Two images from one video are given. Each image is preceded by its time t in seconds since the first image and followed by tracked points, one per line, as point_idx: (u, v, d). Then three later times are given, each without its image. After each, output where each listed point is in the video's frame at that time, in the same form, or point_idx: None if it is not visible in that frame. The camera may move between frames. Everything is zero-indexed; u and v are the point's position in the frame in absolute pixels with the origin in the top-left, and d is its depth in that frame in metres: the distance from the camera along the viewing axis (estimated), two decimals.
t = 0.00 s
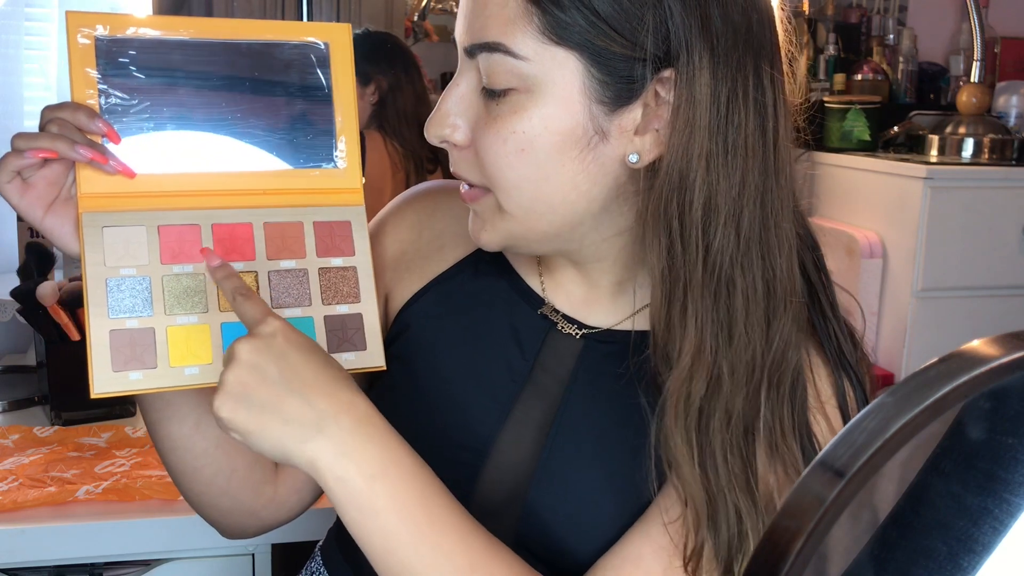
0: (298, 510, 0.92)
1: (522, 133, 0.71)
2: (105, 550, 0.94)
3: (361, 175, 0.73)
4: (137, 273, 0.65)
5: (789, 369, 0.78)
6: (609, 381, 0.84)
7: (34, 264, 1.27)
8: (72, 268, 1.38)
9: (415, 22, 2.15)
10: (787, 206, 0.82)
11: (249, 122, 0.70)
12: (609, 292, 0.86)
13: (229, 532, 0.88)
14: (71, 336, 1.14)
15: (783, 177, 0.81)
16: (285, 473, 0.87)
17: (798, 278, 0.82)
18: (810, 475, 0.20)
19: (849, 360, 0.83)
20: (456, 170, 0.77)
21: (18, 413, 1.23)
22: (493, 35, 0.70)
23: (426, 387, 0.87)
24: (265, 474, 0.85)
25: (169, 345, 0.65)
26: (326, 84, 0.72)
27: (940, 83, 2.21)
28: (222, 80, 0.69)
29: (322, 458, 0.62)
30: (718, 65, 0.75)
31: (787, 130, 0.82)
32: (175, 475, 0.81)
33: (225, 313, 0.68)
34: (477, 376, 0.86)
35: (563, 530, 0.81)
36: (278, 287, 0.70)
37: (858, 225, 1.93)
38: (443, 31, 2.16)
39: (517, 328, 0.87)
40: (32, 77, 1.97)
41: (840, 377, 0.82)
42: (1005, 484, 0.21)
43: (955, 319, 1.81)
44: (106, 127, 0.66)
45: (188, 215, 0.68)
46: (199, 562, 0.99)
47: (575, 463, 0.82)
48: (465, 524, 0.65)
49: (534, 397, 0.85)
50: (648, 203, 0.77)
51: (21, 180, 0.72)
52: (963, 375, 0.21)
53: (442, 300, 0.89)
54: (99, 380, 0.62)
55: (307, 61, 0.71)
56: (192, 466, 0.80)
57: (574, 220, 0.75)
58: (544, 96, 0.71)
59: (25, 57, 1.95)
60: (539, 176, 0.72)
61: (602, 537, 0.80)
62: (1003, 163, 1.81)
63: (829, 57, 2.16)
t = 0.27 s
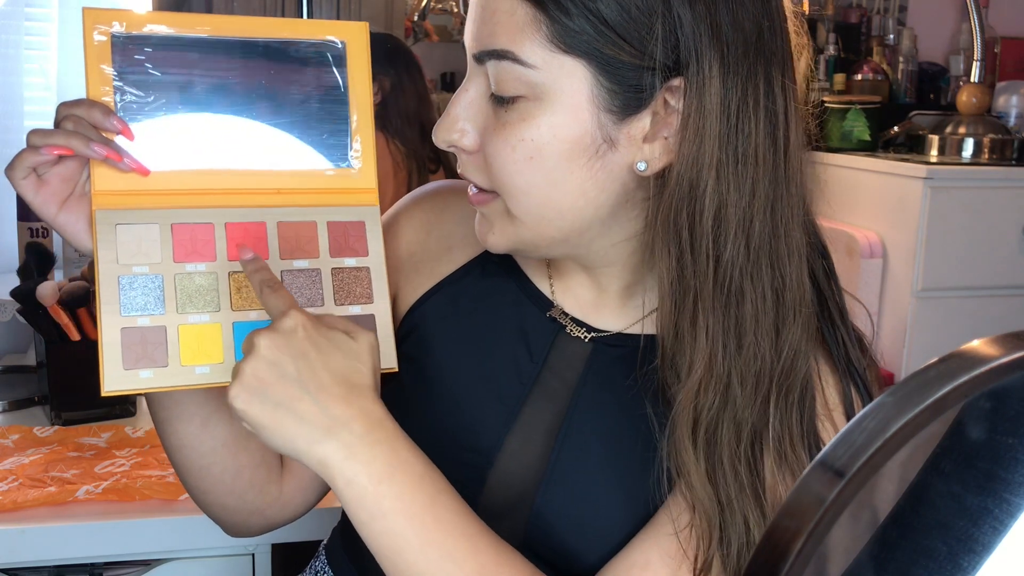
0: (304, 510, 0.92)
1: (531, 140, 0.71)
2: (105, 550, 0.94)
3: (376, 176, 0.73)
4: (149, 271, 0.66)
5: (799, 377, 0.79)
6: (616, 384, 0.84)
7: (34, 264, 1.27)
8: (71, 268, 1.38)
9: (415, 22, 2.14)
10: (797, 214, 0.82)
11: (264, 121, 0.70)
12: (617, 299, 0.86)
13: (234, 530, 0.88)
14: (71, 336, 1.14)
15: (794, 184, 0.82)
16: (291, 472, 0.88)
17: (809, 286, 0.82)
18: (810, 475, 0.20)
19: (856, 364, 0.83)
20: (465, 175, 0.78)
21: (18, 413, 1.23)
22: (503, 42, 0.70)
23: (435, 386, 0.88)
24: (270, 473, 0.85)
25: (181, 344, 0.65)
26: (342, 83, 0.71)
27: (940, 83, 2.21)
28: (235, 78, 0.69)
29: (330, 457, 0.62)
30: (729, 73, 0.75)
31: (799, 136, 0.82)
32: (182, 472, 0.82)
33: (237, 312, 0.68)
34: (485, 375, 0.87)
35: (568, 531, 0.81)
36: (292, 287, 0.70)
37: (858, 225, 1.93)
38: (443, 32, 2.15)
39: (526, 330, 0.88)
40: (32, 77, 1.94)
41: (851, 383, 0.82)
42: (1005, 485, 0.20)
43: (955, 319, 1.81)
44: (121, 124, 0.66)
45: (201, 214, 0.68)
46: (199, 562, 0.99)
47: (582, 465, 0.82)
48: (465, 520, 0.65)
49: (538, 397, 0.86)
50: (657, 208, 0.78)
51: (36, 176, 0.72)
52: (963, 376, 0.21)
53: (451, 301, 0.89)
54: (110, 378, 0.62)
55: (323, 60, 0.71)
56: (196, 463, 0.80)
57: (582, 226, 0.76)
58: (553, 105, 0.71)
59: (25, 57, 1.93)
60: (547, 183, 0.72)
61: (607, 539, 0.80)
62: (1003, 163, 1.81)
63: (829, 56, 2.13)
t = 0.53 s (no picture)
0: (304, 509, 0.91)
1: (537, 142, 0.71)
2: (105, 551, 0.94)
3: (382, 174, 0.73)
4: (153, 267, 0.66)
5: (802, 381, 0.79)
6: (622, 387, 0.84)
7: (34, 264, 1.27)
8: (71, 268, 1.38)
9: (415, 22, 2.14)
10: (804, 217, 0.82)
11: (272, 118, 0.70)
12: (623, 300, 0.86)
13: (234, 528, 0.87)
14: (71, 335, 1.14)
15: (801, 187, 0.82)
16: (293, 470, 0.87)
17: (813, 291, 0.83)
18: (810, 475, 0.20)
19: (859, 369, 0.83)
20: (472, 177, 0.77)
21: (18, 413, 1.23)
22: (510, 42, 0.69)
23: (438, 383, 0.89)
24: (272, 472, 0.85)
25: (185, 340, 0.65)
26: (350, 81, 0.71)
27: (940, 83, 2.21)
28: (242, 76, 0.68)
29: (348, 439, 0.62)
30: (736, 75, 0.75)
31: (806, 140, 0.82)
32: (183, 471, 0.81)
33: (242, 310, 0.68)
34: (488, 373, 0.87)
35: (574, 534, 0.81)
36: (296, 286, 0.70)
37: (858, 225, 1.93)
38: (443, 32, 2.15)
39: (530, 330, 0.88)
40: (32, 77, 1.94)
41: (853, 389, 0.82)
42: (1005, 484, 0.21)
43: (955, 319, 1.81)
44: (127, 120, 0.66)
45: (206, 211, 0.68)
46: (199, 562, 0.99)
47: (587, 467, 0.82)
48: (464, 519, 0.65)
49: (539, 396, 0.86)
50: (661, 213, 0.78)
51: (41, 171, 0.72)
52: (963, 376, 0.21)
53: (456, 300, 0.89)
54: (113, 373, 0.62)
55: (331, 57, 0.70)
56: (197, 462, 0.80)
57: (588, 229, 0.76)
58: (558, 105, 0.70)
59: (25, 57, 1.93)
60: (553, 185, 0.72)
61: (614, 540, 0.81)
62: (1003, 163, 1.82)
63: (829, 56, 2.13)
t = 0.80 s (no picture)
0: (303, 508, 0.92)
1: (551, 134, 0.71)
2: (105, 550, 0.94)
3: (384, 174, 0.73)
4: (155, 266, 0.66)
5: (809, 386, 0.80)
6: (629, 387, 0.84)
7: (34, 264, 1.27)
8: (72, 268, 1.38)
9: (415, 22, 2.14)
10: (815, 222, 0.82)
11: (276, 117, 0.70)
12: (631, 301, 0.86)
13: (234, 526, 0.87)
14: (71, 335, 1.14)
15: (814, 192, 0.82)
16: (293, 470, 0.88)
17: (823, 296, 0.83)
18: (810, 475, 0.20)
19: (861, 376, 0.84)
20: (482, 169, 0.77)
21: (19, 413, 1.23)
22: (528, 34, 0.69)
23: (440, 383, 0.88)
24: (272, 470, 0.85)
25: (186, 340, 0.65)
26: (353, 80, 0.71)
27: (939, 83, 2.21)
28: (246, 75, 0.68)
29: (344, 439, 0.63)
30: (754, 74, 0.74)
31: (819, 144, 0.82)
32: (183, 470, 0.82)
33: (243, 309, 0.68)
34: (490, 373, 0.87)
35: (575, 533, 0.81)
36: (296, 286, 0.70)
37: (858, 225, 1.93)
38: (443, 32, 2.14)
39: (532, 331, 0.88)
40: (32, 77, 1.94)
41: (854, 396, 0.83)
42: (1005, 485, 0.20)
43: (954, 319, 1.81)
44: (130, 118, 0.66)
45: (208, 209, 0.68)
46: (199, 562, 0.99)
47: (591, 466, 0.82)
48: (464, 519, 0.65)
49: (539, 396, 0.86)
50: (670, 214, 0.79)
51: (43, 169, 0.72)
52: (963, 377, 0.21)
53: (459, 300, 0.89)
54: (115, 372, 0.63)
55: (333, 56, 0.70)
56: (197, 461, 0.80)
57: (597, 227, 0.76)
58: (575, 99, 0.70)
59: (25, 57, 1.93)
60: (565, 178, 0.72)
61: (615, 541, 0.81)
62: (1003, 163, 1.82)
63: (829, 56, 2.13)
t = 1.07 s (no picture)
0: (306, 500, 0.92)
1: (567, 149, 0.70)
2: (105, 551, 0.94)
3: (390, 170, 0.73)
4: (159, 260, 0.66)
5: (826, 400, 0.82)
6: (647, 396, 0.85)
7: (34, 263, 1.27)
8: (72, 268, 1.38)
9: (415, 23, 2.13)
10: (835, 238, 0.84)
11: (280, 113, 0.69)
12: (636, 307, 0.87)
13: (234, 519, 0.88)
14: (71, 335, 1.14)
15: (834, 209, 0.83)
16: (293, 463, 0.88)
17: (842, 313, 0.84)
18: (810, 475, 0.20)
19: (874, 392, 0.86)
20: (497, 179, 0.77)
21: (19, 413, 1.23)
22: (544, 48, 0.69)
23: (445, 381, 0.88)
24: (273, 463, 0.85)
25: (189, 335, 0.65)
26: (360, 75, 0.71)
27: (939, 83, 2.21)
28: (252, 66, 0.68)
29: (354, 444, 0.63)
30: (771, 88, 0.75)
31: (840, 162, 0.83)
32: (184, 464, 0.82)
33: (246, 305, 0.68)
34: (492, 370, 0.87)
35: (586, 538, 0.82)
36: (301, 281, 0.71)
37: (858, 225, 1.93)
38: (443, 32, 2.14)
39: (540, 332, 0.88)
40: (32, 77, 1.93)
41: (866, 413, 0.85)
42: (1005, 485, 0.21)
43: (954, 319, 1.81)
44: (135, 110, 0.66)
45: (212, 204, 0.69)
46: (199, 562, 0.99)
47: (603, 470, 0.83)
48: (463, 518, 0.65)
49: (540, 395, 0.86)
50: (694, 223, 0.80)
51: (46, 161, 0.72)
52: (963, 376, 0.20)
53: (467, 298, 0.89)
54: (117, 367, 0.63)
55: (341, 49, 0.70)
56: (200, 458, 0.81)
57: (612, 237, 0.76)
58: (592, 115, 0.70)
59: (25, 57, 1.92)
60: (581, 193, 0.72)
61: (626, 547, 0.82)
62: (1003, 163, 1.82)
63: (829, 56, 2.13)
